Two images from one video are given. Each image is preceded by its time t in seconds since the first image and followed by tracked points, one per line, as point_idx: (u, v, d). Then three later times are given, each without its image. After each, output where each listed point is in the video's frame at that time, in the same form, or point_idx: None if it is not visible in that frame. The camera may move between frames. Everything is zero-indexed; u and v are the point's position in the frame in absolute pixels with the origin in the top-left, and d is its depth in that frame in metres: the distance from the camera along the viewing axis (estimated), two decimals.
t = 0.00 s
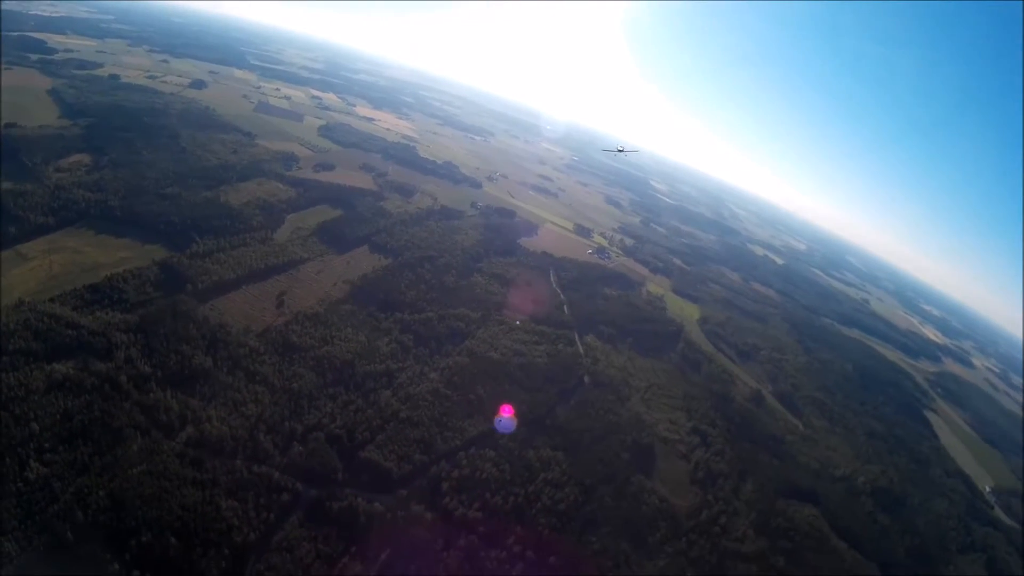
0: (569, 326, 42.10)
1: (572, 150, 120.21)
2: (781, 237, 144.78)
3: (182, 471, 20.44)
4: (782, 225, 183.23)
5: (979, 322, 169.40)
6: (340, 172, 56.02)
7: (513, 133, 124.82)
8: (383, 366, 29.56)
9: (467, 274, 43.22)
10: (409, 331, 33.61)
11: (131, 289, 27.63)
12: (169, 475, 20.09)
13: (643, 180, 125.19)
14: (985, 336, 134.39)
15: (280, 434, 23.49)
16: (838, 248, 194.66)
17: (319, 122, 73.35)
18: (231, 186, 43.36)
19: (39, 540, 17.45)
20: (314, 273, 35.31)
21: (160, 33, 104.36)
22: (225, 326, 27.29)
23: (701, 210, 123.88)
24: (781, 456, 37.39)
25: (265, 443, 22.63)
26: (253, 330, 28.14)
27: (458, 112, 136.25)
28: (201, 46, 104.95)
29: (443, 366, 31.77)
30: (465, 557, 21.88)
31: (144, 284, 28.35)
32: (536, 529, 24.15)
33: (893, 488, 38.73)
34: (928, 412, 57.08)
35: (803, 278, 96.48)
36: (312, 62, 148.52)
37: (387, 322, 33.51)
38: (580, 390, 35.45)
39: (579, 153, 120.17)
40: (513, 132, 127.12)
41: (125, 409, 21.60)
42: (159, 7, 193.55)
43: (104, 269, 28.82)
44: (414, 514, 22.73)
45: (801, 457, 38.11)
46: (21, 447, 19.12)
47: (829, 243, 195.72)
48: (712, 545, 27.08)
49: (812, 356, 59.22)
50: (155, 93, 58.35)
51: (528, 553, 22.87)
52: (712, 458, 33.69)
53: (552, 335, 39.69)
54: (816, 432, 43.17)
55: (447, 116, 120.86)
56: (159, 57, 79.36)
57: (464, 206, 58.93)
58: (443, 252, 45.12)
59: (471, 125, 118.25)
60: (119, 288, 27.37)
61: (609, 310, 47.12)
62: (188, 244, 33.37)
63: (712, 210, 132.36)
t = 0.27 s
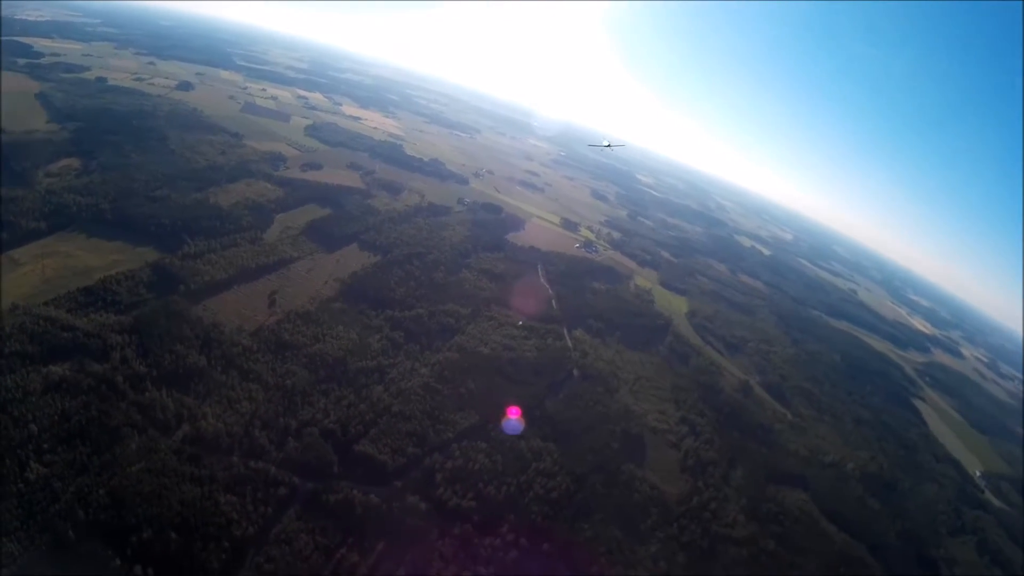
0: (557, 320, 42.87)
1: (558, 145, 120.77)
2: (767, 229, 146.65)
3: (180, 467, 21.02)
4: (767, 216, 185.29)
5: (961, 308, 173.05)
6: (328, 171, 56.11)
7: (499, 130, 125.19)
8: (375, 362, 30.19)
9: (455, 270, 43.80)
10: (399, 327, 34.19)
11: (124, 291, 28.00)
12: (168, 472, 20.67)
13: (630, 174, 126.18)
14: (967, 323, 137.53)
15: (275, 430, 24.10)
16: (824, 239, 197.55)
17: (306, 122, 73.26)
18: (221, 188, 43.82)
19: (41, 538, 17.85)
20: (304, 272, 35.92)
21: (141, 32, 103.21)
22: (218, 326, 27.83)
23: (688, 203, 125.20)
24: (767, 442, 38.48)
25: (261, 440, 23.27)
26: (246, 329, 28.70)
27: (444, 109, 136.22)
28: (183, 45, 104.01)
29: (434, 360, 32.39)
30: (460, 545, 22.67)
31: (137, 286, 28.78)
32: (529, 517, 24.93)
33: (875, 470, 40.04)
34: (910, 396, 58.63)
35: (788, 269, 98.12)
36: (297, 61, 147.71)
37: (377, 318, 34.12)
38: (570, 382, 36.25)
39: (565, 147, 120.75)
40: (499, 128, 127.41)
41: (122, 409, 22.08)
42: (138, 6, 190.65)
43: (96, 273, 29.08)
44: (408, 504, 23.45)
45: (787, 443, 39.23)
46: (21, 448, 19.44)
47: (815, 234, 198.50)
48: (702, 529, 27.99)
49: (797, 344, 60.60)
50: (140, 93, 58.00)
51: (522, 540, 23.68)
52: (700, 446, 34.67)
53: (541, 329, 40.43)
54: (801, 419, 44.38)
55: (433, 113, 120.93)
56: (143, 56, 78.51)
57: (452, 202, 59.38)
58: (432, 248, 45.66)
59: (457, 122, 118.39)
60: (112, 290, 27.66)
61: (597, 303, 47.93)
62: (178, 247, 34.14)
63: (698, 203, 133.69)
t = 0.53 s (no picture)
0: (544, 312, 43.68)
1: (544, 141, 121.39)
2: (754, 220, 148.24)
3: (176, 463, 21.68)
4: (753, 208, 187.33)
5: (947, 296, 176.03)
6: (314, 170, 56.14)
7: (484, 126, 125.60)
8: (365, 356, 30.78)
9: (442, 264, 44.38)
10: (388, 321, 34.79)
11: (116, 291, 28.71)
12: (164, 468, 21.35)
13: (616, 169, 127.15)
14: (953, 310, 139.94)
15: (268, 425, 24.72)
16: (810, 230, 200.02)
17: (293, 122, 73.05)
18: (209, 188, 43.66)
19: (42, 537, 18.57)
20: (293, 270, 36.47)
21: (122, 36, 102.58)
22: (210, 325, 28.47)
23: (675, 196, 126.42)
24: (755, 431, 39.40)
25: (254, 435, 23.89)
26: (236, 327, 29.27)
27: (430, 107, 136.28)
28: (166, 47, 103.49)
29: (423, 355, 33.00)
30: (453, 534, 23.43)
31: (128, 286, 29.52)
32: (520, 506, 25.67)
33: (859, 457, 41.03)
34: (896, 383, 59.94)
35: (775, 260, 99.58)
36: (281, 61, 146.61)
37: (367, 314, 34.71)
38: (558, 373, 37.01)
39: (551, 143, 121.36)
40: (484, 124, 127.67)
41: (117, 408, 22.78)
42: (116, 7, 188.40)
43: (88, 274, 29.75)
44: (401, 495, 24.13)
45: (774, 430, 40.19)
46: (20, 450, 20.19)
47: (802, 225, 200.75)
48: (691, 515, 28.78)
49: (783, 334, 61.89)
50: (125, 97, 57.92)
51: (513, 528, 24.43)
52: (687, 435, 35.60)
53: (529, 322, 41.19)
54: (788, 407, 45.48)
55: (419, 111, 120.99)
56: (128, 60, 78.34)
57: (437, 198, 59.86)
58: (418, 243, 46.20)
59: (443, 119, 118.52)
60: (104, 291, 28.46)
61: (584, 296, 48.76)
62: (169, 246, 34.21)
63: (684, 196, 135.11)
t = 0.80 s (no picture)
0: (530, 306, 44.53)
1: (529, 137, 122.05)
2: (739, 214, 150.25)
3: (171, 459, 22.38)
4: (738, 201, 189.65)
5: (929, 287, 179.93)
6: (300, 168, 56.21)
7: (469, 122, 125.91)
8: (354, 351, 31.45)
9: (429, 261, 45.01)
10: (377, 317, 35.46)
11: (107, 291, 28.99)
12: (160, 463, 22.04)
13: (601, 164, 128.24)
14: (936, 300, 143.15)
15: (261, 420, 25.36)
16: (796, 224, 202.46)
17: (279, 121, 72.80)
18: (197, 188, 44.01)
19: (42, 533, 19.17)
20: (282, 267, 37.02)
21: (103, 34, 101.65)
22: (201, 322, 29.07)
23: (660, 191, 127.81)
24: (741, 420, 40.53)
25: (247, 429, 24.55)
26: (227, 324, 29.88)
27: (415, 104, 136.34)
28: (148, 46, 102.73)
29: (412, 349, 33.71)
30: (445, 522, 24.14)
31: (119, 286, 29.87)
32: (510, 494, 26.39)
33: (849, 444, 42.14)
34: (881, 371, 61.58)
35: (760, 253, 101.31)
36: (264, 60, 145.40)
37: (356, 309, 35.32)
38: (545, 365, 37.84)
39: (536, 139, 122.02)
40: (470, 121, 127.96)
41: (111, 405, 23.42)
42: (95, 6, 185.81)
43: (78, 274, 29.81)
44: (394, 485, 24.78)
45: (760, 419, 41.33)
46: (17, 447, 20.68)
47: (787, 219, 203.61)
48: (679, 502, 29.84)
49: (765, 324, 63.37)
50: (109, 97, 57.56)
51: (504, 516, 25.18)
52: (674, 424, 36.60)
53: (515, 315, 42.06)
54: (773, 396, 46.73)
55: (404, 109, 120.92)
56: (111, 61, 77.31)
57: (423, 194, 60.32)
58: (405, 239, 46.74)
59: (428, 116, 118.64)
60: (96, 291, 28.60)
61: (570, 290, 49.69)
62: (158, 246, 34.74)
63: (669, 190, 136.67)
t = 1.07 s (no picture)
0: (520, 299, 45.26)
1: (517, 133, 122.49)
2: (728, 207, 151.91)
3: (168, 453, 22.92)
4: (727, 194, 191.38)
5: (917, 276, 182.64)
6: (290, 167, 56.51)
7: (456, 119, 126.13)
8: (346, 344, 32.05)
9: (418, 256, 45.59)
10: (368, 311, 36.09)
11: (101, 291, 29.84)
12: (157, 457, 22.59)
13: (590, 160, 129.03)
14: (924, 290, 145.35)
15: (256, 413, 25.96)
16: (784, 215, 204.56)
17: (266, 120, 72.64)
18: (187, 189, 44.04)
19: (42, 529, 19.78)
20: (273, 265, 37.51)
21: (88, 36, 101.33)
22: (194, 319, 29.65)
23: (649, 186, 129.01)
24: (730, 409, 41.41)
25: (242, 423, 25.13)
26: (220, 320, 30.45)
27: (403, 102, 136.36)
28: (134, 47, 102.48)
29: (403, 341, 34.36)
30: (438, 512, 24.77)
31: (113, 285, 30.63)
32: (502, 484, 27.14)
33: (836, 432, 43.33)
34: (868, 360, 62.81)
35: (748, 245, 102.71)
36: (252, 59, 144.72)
37: (347, 304, 35.90)
38: (534, 355, 38.60)
39: (524, 135, 122.53)
40: (457, 118, 128.12)
41: (108, 402, 24.06)
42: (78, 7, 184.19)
43: (73, 275, 30.81)
44: (387, 476, 25.42)
45: (749, 408, 42.27)
46: (16, 446, 21.38)
47: (775, 211, 205.97)
48: (668, 490, 30.49)
49: (752, 313, 64.61)
50: (97, 99, 57.65)
51: (497, 506, 25.94)
52: (663, 413, 37.41)
53: (504, 307, 42.79)
54: (761, 385, 47.84)
55: (392, 106, 120.87)
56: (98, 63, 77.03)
57: (411, 192, 60.78)
58: (394, 236, 47.27)
59: (415, 113, 118.78)
60: (89, 291, 29.55)
61: (559, 283, 50.50)
62: (150, 246, 35.19)
63: (657, 184, 137.89)
